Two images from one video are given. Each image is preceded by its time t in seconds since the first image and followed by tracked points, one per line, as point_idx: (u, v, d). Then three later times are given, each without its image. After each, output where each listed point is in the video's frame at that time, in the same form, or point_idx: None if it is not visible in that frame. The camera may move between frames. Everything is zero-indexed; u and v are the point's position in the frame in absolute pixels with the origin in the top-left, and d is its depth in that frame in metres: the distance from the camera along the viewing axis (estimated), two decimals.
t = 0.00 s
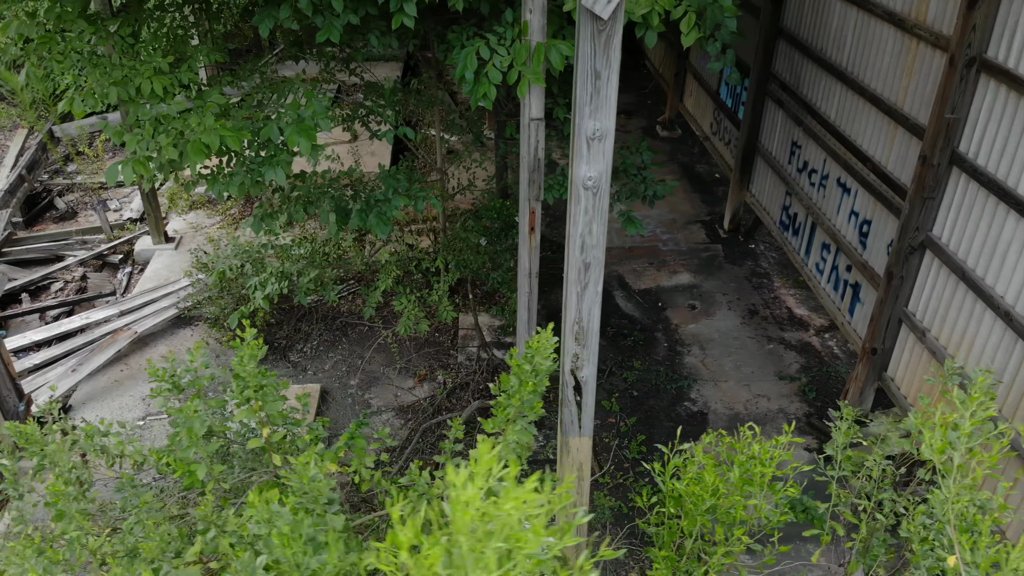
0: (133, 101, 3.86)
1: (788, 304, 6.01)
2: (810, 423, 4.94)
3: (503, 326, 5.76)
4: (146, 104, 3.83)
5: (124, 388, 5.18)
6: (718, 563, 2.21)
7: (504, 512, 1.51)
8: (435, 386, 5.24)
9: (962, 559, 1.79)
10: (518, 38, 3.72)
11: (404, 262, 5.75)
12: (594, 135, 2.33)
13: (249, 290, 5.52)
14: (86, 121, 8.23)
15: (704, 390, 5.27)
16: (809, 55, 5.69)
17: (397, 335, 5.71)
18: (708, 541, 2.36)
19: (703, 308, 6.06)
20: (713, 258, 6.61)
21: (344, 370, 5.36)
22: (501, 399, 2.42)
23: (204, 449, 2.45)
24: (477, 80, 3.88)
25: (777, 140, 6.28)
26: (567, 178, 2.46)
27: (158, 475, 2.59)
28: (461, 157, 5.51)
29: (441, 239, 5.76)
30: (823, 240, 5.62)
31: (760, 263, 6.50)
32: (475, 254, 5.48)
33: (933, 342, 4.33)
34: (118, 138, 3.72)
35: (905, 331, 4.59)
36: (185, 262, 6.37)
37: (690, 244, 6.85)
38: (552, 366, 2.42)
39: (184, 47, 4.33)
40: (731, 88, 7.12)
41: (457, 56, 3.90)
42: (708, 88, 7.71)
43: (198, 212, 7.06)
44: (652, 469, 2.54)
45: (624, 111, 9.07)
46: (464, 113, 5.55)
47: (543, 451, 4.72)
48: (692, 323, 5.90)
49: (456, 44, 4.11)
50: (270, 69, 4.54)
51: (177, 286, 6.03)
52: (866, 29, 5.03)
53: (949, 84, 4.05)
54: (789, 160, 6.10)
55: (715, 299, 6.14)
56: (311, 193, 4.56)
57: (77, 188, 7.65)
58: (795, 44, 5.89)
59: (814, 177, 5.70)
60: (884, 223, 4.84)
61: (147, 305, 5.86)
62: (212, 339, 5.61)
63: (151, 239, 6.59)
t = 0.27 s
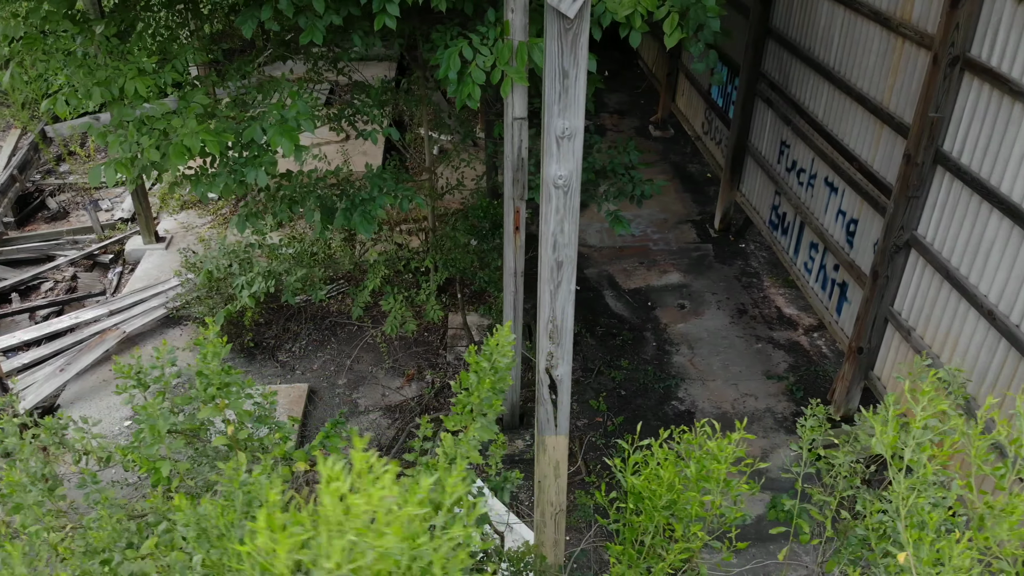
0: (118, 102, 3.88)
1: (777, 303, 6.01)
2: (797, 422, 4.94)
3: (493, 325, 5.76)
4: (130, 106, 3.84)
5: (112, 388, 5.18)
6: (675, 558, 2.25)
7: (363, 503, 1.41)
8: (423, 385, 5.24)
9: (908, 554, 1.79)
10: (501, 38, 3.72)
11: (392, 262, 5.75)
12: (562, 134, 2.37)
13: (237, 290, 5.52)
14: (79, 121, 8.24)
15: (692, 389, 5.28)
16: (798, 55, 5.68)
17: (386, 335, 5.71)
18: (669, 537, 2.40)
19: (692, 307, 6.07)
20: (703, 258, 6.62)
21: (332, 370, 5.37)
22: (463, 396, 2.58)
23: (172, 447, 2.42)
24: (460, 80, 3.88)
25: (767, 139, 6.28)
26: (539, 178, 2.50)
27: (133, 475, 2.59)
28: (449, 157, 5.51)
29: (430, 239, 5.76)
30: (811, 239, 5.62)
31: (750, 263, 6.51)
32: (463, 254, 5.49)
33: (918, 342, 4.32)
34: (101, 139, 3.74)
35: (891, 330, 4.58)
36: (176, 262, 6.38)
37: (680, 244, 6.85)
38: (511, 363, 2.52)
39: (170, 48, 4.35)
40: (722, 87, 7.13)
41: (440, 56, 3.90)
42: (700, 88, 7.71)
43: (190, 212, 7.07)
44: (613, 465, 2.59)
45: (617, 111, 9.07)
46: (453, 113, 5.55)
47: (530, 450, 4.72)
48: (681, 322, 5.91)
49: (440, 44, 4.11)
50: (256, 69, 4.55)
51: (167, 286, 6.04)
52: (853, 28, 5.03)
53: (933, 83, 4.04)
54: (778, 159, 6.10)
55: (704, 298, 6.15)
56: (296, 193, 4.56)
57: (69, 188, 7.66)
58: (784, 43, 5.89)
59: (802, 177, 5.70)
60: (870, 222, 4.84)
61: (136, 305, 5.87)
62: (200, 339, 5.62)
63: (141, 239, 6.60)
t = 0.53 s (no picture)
0: (101, 102, 3.89)
1: (767, 303, 6.01)
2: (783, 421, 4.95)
3: (482, 325, 5.76)
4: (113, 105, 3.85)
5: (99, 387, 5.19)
6: (634, 555, 2.28)
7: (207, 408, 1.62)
8: (411, 385, 5.24)
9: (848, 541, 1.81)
10: (483, 37, 3.72)
11: (381, 261, 5.76)
12: (532, 131, 2.38)
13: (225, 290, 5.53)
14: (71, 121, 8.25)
15: (679, 388, 5.29)
16: (786, 54, 5.68)
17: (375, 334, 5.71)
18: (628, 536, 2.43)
19: (681, 306, 6.08)
20: (693, 257, 6.63)
21: (320, 369, 5.38)
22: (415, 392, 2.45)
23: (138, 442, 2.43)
24: (444, 79, 3.88)
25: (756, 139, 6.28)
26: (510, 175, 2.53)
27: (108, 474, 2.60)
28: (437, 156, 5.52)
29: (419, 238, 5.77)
30: (799, 238, 5.62)
31: (740, 262, 6.51)
32: (452, 253, 5.49)
33: (902, 340, 4.33)
34: (83, 139, 3.75)
35: (877, 329, 4.58)
36: (166, 261, 6.38)
37: (671, 244, 6.86)
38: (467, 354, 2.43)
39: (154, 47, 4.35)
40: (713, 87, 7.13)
41: (424, 56, 3.90)
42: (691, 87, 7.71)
43: (181, 212, 7.08)
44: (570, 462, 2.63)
45: (610, 111, 9.08)
46: (441, 112, 5.56)
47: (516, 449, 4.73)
48: (670, 322, 5.91)
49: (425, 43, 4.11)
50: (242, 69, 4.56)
51: (157, 285, 6.04)
52: (840, 27, 5.03)
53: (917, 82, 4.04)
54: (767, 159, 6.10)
55: (693, 297, 6.15)
56: (281, 192, 4.57)
57: (61, 188, 7.66)
58: (772, 43, 5.89)
59: (791, 176, 5.70)
60: (856, 221, 4.84)
61: (126, 304, 5.87)
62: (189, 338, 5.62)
63: (132, 239, 6.60)
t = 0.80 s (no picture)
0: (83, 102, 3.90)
1: (754, 302, 6.01)
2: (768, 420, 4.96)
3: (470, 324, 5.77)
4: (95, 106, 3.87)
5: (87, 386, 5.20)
6: (590, 549, 2.31)
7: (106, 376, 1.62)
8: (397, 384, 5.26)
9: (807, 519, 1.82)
10: (463, 37, 3.73)
11: (368, 260, 5.77)
12: (498, 130, 2.41)
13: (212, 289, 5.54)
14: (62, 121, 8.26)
15: (665, 387, 5.29)
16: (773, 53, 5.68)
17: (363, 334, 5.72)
18: (586, 531, 2.47)
19: (669, 305, 6.09)
20: (682, 257, 6.64)
21: (307, 369, 5.39)
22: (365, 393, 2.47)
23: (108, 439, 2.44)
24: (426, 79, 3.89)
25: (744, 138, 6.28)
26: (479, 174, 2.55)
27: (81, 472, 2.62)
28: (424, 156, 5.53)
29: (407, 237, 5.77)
30: (786, 237, 5.62)
31: (729, 261, 6.52)
32: (440, 252, 5.50)
33: (886, 339, 4.32)
34: (65, 139, 3.77)
35: (861, 328, 4.58)
36: (155, 261, 6.39)
37: (660, 243, 6.86)
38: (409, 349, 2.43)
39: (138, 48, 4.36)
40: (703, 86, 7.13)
41: (406, 56, 3.91)
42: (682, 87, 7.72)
43: (171, 212, 7.09)
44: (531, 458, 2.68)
45: (602, 111, 9.08)
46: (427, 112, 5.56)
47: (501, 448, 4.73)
48: (658, 321, 5.92)
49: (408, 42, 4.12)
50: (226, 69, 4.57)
51: (146, 285, 6.06)
52: (826, 26, 5.03)
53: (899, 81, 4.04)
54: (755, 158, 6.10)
55: (681, 296, 6.16)
56: (265, 192, 4.59)
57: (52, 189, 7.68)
58: (760, 42, 5.88)
59: (778, 175, 5.70)
60: (841, 221, 4.84)
61: (115, 303, 5.88)
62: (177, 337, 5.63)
63: (122, 238, 6.61)
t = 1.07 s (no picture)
0: (63, 103, 3.90)
1: (743, 302, 6.00)
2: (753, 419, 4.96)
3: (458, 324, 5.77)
4: (74, 107, 3.87)
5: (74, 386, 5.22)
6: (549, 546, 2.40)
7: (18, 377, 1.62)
8: (384, 384, 5.25)
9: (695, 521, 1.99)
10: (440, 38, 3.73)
11: (355, 261, 5.81)
12: (464, 130, 2.43)
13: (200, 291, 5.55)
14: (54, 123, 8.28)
15: (652, 387, 5.28)
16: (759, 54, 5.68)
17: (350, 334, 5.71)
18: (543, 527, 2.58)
19: (657, 306, 6.10)
20: (671, 257, 6.64)
21: (294, 369, 5.39)
22: (316, 389, 2.43)
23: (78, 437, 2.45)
24: (406, 79, 3.88)
25: (732, 139, 6.28)
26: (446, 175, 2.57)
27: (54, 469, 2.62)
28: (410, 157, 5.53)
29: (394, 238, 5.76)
30: (773, 237, 5.62)
31: (717, 262, 6.51)
32: (426, 252, 5.48)
33: (870, 339, 4.32)
34: (45, 140, 3.78)
35: (845, 327, 4.58)
36: (144, 261, 6.40)
37: (650, 243, 6.86)
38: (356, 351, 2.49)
39: (120, 49, 4.36)
40: (692, 86, 7.12)
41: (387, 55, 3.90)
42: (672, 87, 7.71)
43: (161, 212, 7.09)
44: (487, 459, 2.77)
45: (594, 111, 9.08)
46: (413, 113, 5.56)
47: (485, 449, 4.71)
48: (646, 321, 5.93)
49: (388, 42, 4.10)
50: (208, 71, 4.57)
51: (134, 285, 6.06)
52: (810, 26, 5.03)
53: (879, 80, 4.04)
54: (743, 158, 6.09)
55: (669, 297, 6.16)
56: (248, 192, 4.60)
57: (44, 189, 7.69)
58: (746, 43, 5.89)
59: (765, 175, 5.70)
60: (826, 221, 4.84)
61: (103, 304, 5.89)
62: (164, 337, 5.64)
63: (111, 239, 6.61)
